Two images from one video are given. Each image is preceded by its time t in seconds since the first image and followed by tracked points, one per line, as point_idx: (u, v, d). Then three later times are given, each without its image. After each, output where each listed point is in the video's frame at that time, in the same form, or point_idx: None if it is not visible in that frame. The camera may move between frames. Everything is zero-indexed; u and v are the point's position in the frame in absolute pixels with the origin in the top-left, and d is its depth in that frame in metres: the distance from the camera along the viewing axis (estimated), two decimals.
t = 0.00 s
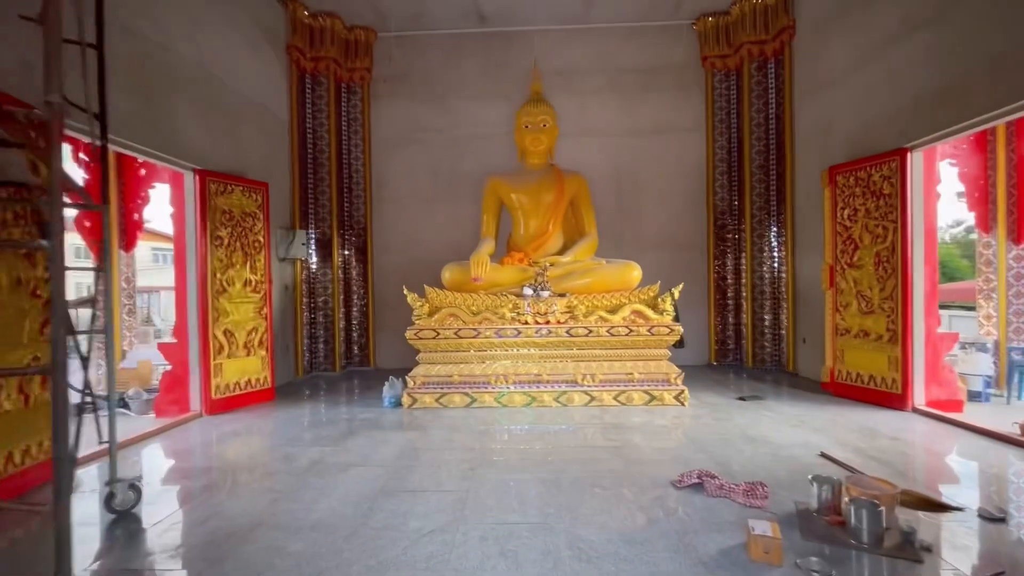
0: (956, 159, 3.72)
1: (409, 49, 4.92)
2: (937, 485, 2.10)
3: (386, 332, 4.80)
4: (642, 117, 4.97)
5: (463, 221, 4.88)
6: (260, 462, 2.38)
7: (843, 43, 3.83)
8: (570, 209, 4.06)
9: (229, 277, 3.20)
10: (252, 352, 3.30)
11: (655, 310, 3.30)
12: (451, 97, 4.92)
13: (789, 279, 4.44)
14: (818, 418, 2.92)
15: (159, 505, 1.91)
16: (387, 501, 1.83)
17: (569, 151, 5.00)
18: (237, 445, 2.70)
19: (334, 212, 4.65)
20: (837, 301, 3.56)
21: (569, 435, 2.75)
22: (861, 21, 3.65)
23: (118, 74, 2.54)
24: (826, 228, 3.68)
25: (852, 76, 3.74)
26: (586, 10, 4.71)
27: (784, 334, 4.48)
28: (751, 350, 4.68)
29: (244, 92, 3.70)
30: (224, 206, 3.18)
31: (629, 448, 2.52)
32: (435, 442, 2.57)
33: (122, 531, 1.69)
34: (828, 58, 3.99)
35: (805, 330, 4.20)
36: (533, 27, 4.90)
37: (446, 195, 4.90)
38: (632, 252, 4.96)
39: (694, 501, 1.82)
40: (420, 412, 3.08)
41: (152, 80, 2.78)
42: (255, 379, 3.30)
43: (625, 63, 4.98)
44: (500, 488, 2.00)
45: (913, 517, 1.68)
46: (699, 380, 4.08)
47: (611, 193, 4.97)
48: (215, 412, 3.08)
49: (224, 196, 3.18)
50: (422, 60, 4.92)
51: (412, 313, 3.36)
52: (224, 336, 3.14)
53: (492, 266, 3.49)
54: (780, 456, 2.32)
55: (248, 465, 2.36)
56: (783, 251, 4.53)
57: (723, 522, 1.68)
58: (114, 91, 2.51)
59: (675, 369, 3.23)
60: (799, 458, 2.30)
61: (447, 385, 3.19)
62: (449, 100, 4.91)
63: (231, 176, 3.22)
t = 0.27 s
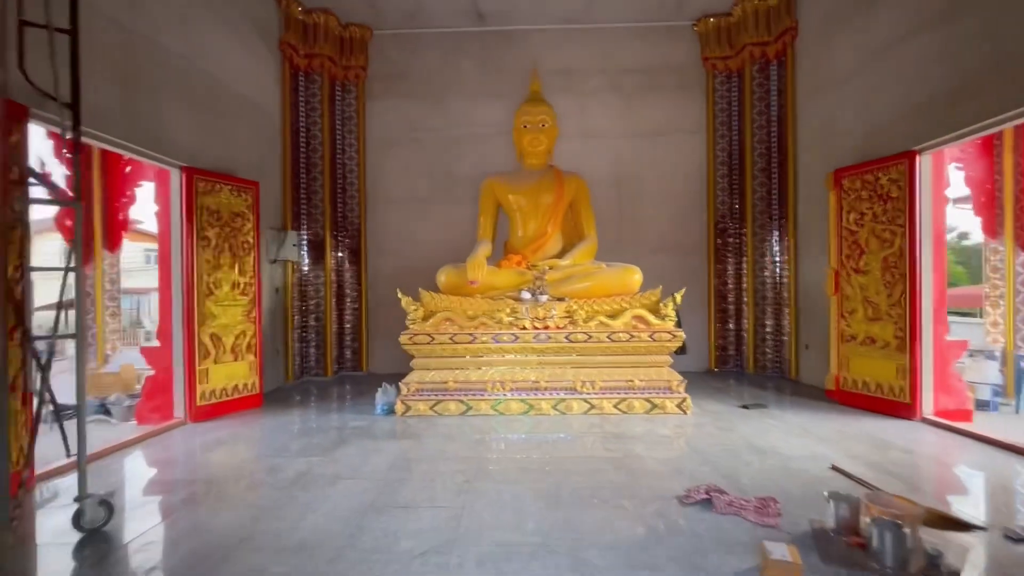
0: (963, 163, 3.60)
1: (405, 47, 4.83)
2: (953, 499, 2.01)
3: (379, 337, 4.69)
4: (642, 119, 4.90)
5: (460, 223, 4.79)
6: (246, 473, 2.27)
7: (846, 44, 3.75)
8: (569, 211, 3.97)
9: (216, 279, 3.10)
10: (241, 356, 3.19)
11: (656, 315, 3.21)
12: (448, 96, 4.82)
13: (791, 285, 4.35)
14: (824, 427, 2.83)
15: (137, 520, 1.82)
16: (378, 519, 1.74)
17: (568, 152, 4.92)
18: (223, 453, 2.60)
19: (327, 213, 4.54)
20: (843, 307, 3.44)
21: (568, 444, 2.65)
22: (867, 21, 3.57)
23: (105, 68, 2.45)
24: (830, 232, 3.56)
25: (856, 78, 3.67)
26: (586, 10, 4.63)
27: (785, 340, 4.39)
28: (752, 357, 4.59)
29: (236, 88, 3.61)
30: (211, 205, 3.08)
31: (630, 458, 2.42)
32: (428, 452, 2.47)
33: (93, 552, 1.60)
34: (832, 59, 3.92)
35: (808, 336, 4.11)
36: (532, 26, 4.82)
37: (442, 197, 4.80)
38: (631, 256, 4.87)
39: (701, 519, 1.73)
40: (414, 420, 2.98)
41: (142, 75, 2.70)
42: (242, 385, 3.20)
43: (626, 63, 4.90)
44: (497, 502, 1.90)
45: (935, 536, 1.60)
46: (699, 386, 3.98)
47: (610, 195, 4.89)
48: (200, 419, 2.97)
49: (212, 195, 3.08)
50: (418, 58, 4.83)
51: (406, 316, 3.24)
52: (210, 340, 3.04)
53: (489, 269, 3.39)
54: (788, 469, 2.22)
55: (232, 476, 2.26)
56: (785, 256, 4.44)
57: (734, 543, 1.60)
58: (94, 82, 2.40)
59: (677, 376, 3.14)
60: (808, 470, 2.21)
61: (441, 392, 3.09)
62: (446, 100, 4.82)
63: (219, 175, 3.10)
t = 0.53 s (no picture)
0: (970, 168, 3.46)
1: (401, 45, 4.74)
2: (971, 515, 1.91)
3: (372, 341, 4.59)
4: (641, 121, 4.82)
5: (456, 225, 4.69)
6: (228, 484, 2.17)
7: (849, 46, 3.68)
8: (567, 214, 3.88)
9: (201, 281, 3.00)
10: (226, 361, 3.10)
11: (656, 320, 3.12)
12: (444, 96, 4.74)
13: (794, 290, 4.29)
14: (830, 438, 2.74)
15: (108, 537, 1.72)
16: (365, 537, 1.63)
17: (567, 154, 4.83)
18: (207, 462, 2.49)
19: (320, 214, 4.44)
20: (848, 314, 3.35)
21: (566, 453, 2.55)
22: (871, 20, 3.50)
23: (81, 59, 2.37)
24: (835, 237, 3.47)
25: (860, 79, 3.60)
26: (585, 9, 4.56)
27: (788, 347, 4.30)
28: (754, 364, 4.50)
29: (226, 85, 3.52)
30: (198, 205, 2.98)
31: (631, 467, 2.32)
32: (420, 461, 2.36)
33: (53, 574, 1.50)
34: (835, 61, 3.85)
35: (810, 342, 4.02)
36: (530, 25, 4.74)
37: (437, 199, 4.70)
38: (630, 260, 4.78)
39: (708, 537, 1.64)
40: (406, 428, 2.87)
41: (122, 67, 2.62)
42: (227, 391, 3.10)
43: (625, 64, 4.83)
44: (491, 518, 1.80)
45: (956, 554, 1.51)
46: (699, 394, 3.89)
47: (609, 198, 4.80)
48: (183, 426, 2.87)
49: (197, 195, 2.97)
50: (414, 57, 4.74)
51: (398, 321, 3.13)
52: (194, 344, 2.94)
53: (485, 272, 3.30)
54: (796, 481, 2.13)
55: (214, 486, 2.15)
56: (787, 261, 4.36)
57: (743, 563, 1.50)
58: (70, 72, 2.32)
59: (678, 384, 3.05)
60: (817, 483, 2.11)
61: (435, 399, 2.98)
62: (442, 100, 4.73)
63: (205, 173, 2.99)
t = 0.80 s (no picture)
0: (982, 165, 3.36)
1: (399, 38, 4.65)
2: (990, 529, 1.82)
3: (368, 341, 4.49)
4: (644, 117, 4.72)
5: (454, 223, 4.59)
6: (211, 490, 2.08)
7: (858, 40, 3.59)
8: (568, 212, 3.78)
9: (189, 278, 2.90)
10: (215, 362, 3.00)
11: (659, 322, 3.02)
12: (443, 91, 4.64)
13: (798, 292, 4.16)
14: (838, 444, 2.65)
15: (77, 548, 1.63)
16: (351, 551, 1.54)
17: (568, 150, 4.74)
18: (191, 466, 2.40)
19: (315, 210, 4.34)
20: (856, 317, 3.23)
21: (566, 459, 2.45)
22: (881, 13, 3.41)
23: (62, 45, 2.29)
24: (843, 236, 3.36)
25: (869, 75, 3.50)
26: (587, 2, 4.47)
27: (792, 349, 4.19)
28: (758, 366, 4.39)
29: (217, 76, 3.43)
30: (186, 200, 2.89)
31: (632, 474, 2.23)
32: (413, 467, 2.27)
33: None
34: (843, 56, 3.76)
35: (816, 345, 3.92)
36: (531, 18, 4.65)
37: (435, 196, 4.61)
38: (632, 260, 4.68)
39: (716, 555, 1.54)
40: (399, 432, 2.78)
41: (107, 54, 2.54)
42: (216, 393, 3.00)
43: (627, 59, 4.74)
44: (485, 531, 1.70)
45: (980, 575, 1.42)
46: (702, 397, 3.79)
47: (611, 196, 4.70)
48: (169, 429, 2.77)
49: (184, 189, 2.88)
50: (413, 51, 4.65)
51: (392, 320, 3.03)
52: (182, 344, 2.85)
53: (483, 271, 3.20)
54: (805, 492, 2.03)
55: (196, 493, 2.07)
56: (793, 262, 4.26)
57: None
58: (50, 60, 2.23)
59: (682, 387, 2.95)
60: (827, 495, 2.02)
61: (430, 402, 2.89)
62: (441, 94, 4.64)
63: (193, 166, 2.90)
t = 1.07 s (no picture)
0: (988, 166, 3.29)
1: (393, 34, 4.57)
2: (1002, 538, 1.75)
3: (360, 343, 4.38)
4: (643, 116, 4.65)
5: (449, 222, 4.50)
6: (190, 499, 1.98)
7: (862, 37, 3.52)
8: (565, 210, 3.70)
9: (173, 276, 2.81)
10: (199, 364, 2.90)
11: (660, 324, 2.93)
12: (439, 87, 4.56)
13: (799, 293, 4.08)
14: (844, 450, 2.56)
15: (41, 563, 1.53)
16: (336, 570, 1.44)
17: (566, 149, 4.66)
18: (172, 473, 2.29)
19: (306, 208, 4.24)
20: (861, 319, 3.14)
21: (564, 465, 2.35)
22: (885, 9, 3.34)
23: (37, 31, 2.18)
24: (848, 236, 3.25)
25: (873, 72, 3.44)
26: None
27: (793, 352, 4.11)
28: (758, 370, 4.31)
29: (206, 69, 3.33)
30: (169, 195, 2.80)
31: (633, 482, 2.13)
32: (404, 475, 2.17)
33: None
34: (846, 53, 3.70)
35: (818, 348, 3.84)
36: (528, 14, 4.57)
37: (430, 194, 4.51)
38: (630, 260, 4.59)
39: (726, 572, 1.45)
40: (390, 437, 2.68)
41: (87, 42, 2.44)
42: (200, 396, 2.90)
43: (626, 57, 4.67)
44: (480, 544, 1.61)
45: None
46: (702, 400, 3.70)
47: (609, 196, 4.62)
48: (151, 434, 2.68)
49: (168, 184, 2.78)
50: (408, 47, 4.57)
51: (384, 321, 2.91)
52: (165, 345, 2.75)
53: (478, 271, 3.11)
54: (815, 502, 1.94)
55: (175, 502, 1.96)
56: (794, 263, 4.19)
57: None
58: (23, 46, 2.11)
59: (683, 391, 2.86)
60: (838, 505, 1.92)
61: (423, 407, 2.79)
62: (436, 90, 4.56)
63: (179, 161, 2.82)
